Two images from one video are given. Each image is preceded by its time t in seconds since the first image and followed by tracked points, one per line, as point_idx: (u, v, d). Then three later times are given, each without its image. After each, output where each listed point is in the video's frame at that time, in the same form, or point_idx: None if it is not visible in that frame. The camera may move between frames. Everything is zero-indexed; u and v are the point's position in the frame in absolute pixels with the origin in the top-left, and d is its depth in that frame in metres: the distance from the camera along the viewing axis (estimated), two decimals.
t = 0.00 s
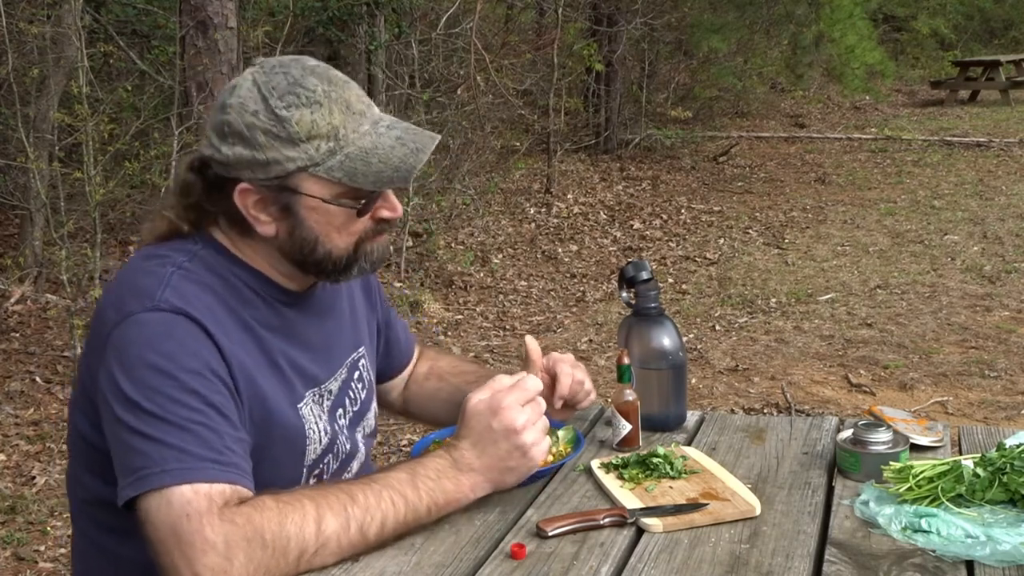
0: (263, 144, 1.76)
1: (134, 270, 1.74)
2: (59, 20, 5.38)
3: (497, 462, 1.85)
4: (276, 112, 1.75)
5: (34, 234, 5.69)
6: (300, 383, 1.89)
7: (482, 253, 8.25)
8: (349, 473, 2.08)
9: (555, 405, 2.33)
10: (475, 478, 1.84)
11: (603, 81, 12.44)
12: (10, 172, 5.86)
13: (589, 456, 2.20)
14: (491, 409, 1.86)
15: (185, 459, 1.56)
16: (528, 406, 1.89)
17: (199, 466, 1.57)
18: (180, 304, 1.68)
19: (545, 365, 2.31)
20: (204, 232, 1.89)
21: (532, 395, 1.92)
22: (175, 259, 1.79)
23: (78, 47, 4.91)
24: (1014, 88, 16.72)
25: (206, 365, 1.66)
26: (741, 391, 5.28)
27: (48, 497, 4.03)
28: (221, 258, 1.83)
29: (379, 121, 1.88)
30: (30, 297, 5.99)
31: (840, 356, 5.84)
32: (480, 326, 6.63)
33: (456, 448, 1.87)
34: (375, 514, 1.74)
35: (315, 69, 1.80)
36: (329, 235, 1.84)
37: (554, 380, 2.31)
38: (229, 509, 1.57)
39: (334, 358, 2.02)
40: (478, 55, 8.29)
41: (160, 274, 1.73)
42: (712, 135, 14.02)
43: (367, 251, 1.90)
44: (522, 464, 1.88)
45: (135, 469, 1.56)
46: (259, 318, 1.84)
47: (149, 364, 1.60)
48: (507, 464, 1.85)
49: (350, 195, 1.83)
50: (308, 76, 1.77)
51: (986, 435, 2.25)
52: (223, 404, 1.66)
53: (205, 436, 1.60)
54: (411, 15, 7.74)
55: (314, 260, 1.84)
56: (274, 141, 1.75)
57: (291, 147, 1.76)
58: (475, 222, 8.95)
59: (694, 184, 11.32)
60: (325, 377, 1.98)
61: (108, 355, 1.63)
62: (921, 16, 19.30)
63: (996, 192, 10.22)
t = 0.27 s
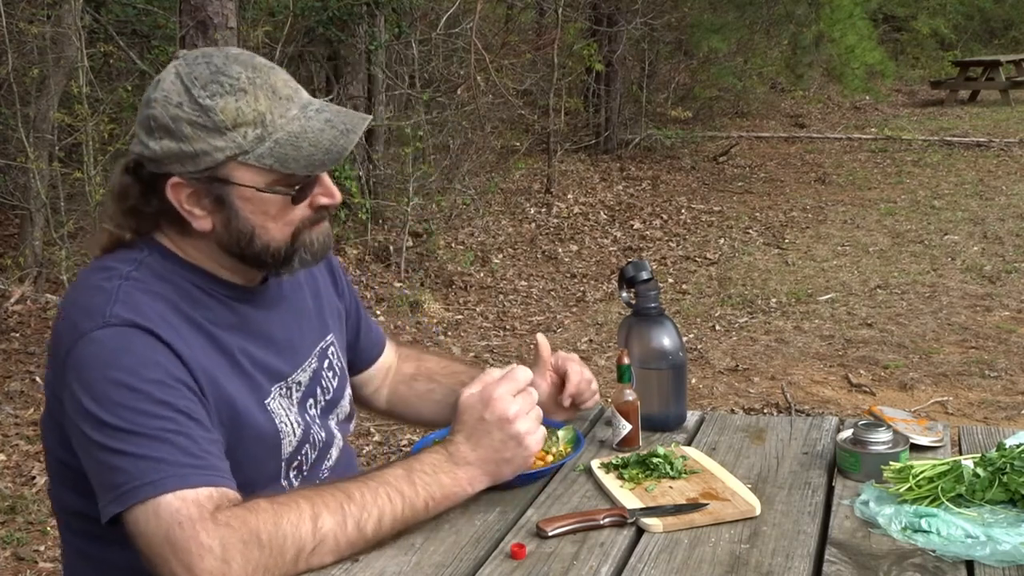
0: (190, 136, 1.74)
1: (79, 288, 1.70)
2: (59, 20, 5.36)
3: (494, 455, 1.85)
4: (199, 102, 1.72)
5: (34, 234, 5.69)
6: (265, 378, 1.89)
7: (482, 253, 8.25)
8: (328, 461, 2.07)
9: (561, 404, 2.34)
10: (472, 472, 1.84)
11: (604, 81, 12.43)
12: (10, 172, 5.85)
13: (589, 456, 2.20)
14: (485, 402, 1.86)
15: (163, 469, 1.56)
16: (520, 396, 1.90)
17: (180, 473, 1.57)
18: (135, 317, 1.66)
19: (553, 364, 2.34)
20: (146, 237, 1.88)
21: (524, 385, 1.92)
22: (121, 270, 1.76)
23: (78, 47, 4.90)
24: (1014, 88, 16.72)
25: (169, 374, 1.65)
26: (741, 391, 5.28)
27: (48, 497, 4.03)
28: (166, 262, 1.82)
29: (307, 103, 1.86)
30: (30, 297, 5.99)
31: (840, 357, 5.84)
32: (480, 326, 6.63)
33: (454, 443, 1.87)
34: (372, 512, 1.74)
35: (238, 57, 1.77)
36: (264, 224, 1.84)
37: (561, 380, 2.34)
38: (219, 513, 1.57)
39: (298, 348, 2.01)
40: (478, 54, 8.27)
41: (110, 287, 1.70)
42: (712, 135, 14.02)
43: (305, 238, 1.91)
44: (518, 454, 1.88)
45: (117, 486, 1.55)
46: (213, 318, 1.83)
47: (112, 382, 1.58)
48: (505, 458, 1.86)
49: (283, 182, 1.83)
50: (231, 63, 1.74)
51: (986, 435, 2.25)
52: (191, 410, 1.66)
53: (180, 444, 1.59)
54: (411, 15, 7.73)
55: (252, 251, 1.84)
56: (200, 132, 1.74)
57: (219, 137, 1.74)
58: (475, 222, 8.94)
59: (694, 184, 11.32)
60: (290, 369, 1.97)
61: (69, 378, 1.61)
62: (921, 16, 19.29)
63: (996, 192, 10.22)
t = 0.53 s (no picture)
0: (163, 135, 1.73)
1: (60, 297, 1.70)
2: (59, 20, 5.36)
3: (496, 458, 1.85)
4: (173, 101, 1.71)
5: (34, 234, 5.69)
6: (249, 375, 1.88)
7: (482, 253, 8.25)
8: (321, 456, 2.07)
9: (562, 407, 2.35)
10: (474, 475, 1.84)
11: (604, 81, 12.43)
12: (9, 172, 5.85)
13: (589, 456, 2.20)
14: (489, 403, 1.86)
15: (153, 472, 1.56)
16: (523, 397, 1.89)
17: (169, 475, 1.57)
18: (117, 322, 1.66)
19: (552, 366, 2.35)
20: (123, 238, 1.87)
21: (528, 387, 1.92)
22: (99, 275, 1.75)
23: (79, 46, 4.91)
24: (1014, 88, 16.72)
25: (154, 377, 1.65)
26: (741, 391, 5.28)
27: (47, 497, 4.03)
28: (144, 264, 1.81)
29: (283, 105, 1.85)
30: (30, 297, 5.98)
31: (840, 357, 5.84)
32: (480, 326, 6.63)
33: (459, 446, 1.87)
34: (371, 513, 1.74)
35: (214, 57, 1.76)
36: (238, 225, 1.84)
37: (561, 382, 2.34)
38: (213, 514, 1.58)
39: (282, 344, 2.01)
40: (477, 55, 8.28)
41: (89, 293, 1.69)
42: (712, 135, 14.02)
43: (280, 239, 1.90)
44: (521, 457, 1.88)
45: (107, 491, 1.56)
46: (192, 319, 1.82)
47: (96, 389, 1.58)
48: (509, 460, 1.85)
49: (255, 183, 1.82)
50: (206, 63, 1.74)
51: (986, 435, 2.25)
52: (177, 411, 1.66)
53: (168, 445, 1.59)
54: (411, 15, 7.73)
55: (226, 252, 1.83)
56: (173, 131, 1.73)
57: (192, 137, 1.73)
58: (475, 222, 8.94)
59: (694, 184, 11.32)
60: (275, 366, 1.97)
61: (54, 387, 1.61)
62: (921, 16, 19.29)
63: (996, 192, 10.22)
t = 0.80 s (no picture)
0: (213, 120, 1.76)
1: (92, 280, 1.71)
2: (59, 20, 5.36)
3: (497, 461, 1.84)
4: (226, 89, 1.75)
5: (33, 234, 5.69)
6: (271, 375, 1.88)
7: (482, 253, 8.25)
8: (334, 462, 2.07)
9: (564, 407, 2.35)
10: (475, 477, 1.84)
11: (604, 81, 12.43)
12: (9, 172, 5.86)
13: (589, 456, 2.19)
14: (489, 407, 1.85)
15: (165, 466, 1.56)
16: (526, 403, 1.88)
17: (181, 470, 1.57)
18: (144, 312, 1.66)
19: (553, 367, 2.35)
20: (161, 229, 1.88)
21: (530, 391, 1.91)
22: (132, 262, 1.76)
23: (78, 46, 4.91)
24: (1014, 88, 16.71)
25: (176, 370, 1.65)
26: (741, 391, 5.28)
27: (47, 497, 4.03)
28: (180, 255, 1.82)
29: (332, 110, 1.89)
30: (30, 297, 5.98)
31: (840, 357, 5.84)
32: (480, 326, 6.63)
33: (458, 448, 1.87)
34: (372, 515, 1.74)
35: (271, 52, 1.81)
36: (274, 221, 1.84)
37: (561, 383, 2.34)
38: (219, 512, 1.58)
39: (305, 347, 2.01)
40: (477, 55, 8.28)
41: (120, 280, 1.70)
42: (712, 135, 14.01)
43: (312, 243, 1.90)
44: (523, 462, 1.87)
45: (118, 480, 1.56)
46: (221, 314, 1.83)
47: (118, 376, 1.59)
48: (507, 463, 1.85)
49: (299, 178, 1.83)
50: (264, 58, 1.79)
51: (986, 435, 2.25)
52: (196, 406, 1.66)
53: (183, 441, 1.60)
54: (411, 15, 7.73)
55: (260, 246, 1.84)
56: (222, 117, 1.76)
57: (240, 125, 1.76)
58: (475, 222, 8.94)
59: (694, 184, 11.32)
60: (297, 367, 1.96)
61: (77, 370, 1.62)
62: (921, 16, 19.29)
63: (996, 192, 10.22)
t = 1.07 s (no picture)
0: (268, 105, 1.79)
1: (126, 267, 1.72)
2: (59, 20, 5.36)
3: (494, 462, 1.84)
4: (284, 75, 1.80)
5: (33, 234, 5.70)
6: (294, 376, 1.89)
7: (482, 253, 8.25)
8: (345, 466, 2.07)
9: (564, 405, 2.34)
10: (473, 478, 1.83)
11: (604, 81, 12.43)
12: (9, 172, 5.86)
13: (588, 456, 2.19)
14: (485, 408, 1.84)
15: (179, 463, 1.56)
16: (524, 404, 1.87)
17: (194, 468, 1.57)
18: (173, 305, 1.66)
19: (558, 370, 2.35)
20: (197, 222, 1.90)
21: (528, 393, 1.90)
22: (166, 255, 1.77)
23: (78, 46, 4.92)
24: (1014, 88, 16.71)
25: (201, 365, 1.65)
26: (741, 391, 5.28)
27: (48, 497, 4.03)
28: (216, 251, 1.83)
29: (382, 106, 1.92)
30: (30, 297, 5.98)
31: (840, 357, 5.84)
32: (480, 326, 6.63)
33: (456, 448, 1.86)
34: (373, 516, 1.74)
35: (327, 48, 1.87)
36: (317, 210, 1.84)
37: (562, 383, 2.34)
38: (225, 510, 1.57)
39: (326, 350, 2.01)
40: (477, 54, 8.28)
41: (152, 271, 1.71)
42: (712, 135, 14.01)
43: (351, 235, 1.89)
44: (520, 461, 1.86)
45: (132, 470, 1.56)
46: (249, 310, 1.83)
47: (143, 366, 1.59)
48: (503, 465, 1.84)
49: (347, 166, 1.84)
50: (321, 50, 1.84)
51: (987, 435, 2.25)
52: (219, 404, 1.66)
53: (201, 438, 1.59)
54: (412, 15, 7.73)
55: (301, 234, 1.84)
56: (277, 101, 1.79)
57: (295, 110, 1.79)
58: (474, 222, 8.95)
59: (694, 184, 11.32)
60: (318, 369, 1.97)
61: (102, 355, 1.62)
62: (921, 16, 19.29)
63: (996, 192, 10.22)
